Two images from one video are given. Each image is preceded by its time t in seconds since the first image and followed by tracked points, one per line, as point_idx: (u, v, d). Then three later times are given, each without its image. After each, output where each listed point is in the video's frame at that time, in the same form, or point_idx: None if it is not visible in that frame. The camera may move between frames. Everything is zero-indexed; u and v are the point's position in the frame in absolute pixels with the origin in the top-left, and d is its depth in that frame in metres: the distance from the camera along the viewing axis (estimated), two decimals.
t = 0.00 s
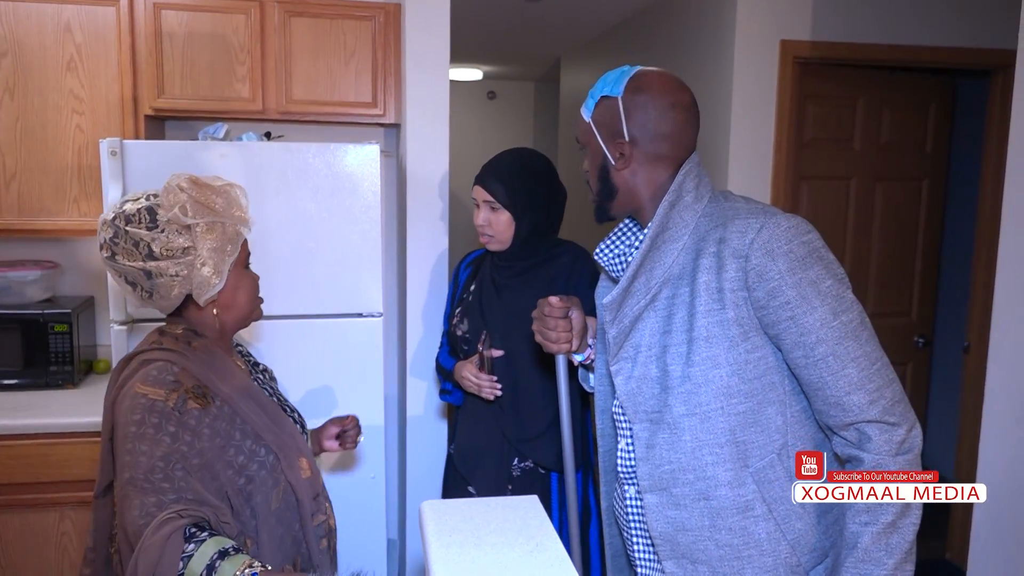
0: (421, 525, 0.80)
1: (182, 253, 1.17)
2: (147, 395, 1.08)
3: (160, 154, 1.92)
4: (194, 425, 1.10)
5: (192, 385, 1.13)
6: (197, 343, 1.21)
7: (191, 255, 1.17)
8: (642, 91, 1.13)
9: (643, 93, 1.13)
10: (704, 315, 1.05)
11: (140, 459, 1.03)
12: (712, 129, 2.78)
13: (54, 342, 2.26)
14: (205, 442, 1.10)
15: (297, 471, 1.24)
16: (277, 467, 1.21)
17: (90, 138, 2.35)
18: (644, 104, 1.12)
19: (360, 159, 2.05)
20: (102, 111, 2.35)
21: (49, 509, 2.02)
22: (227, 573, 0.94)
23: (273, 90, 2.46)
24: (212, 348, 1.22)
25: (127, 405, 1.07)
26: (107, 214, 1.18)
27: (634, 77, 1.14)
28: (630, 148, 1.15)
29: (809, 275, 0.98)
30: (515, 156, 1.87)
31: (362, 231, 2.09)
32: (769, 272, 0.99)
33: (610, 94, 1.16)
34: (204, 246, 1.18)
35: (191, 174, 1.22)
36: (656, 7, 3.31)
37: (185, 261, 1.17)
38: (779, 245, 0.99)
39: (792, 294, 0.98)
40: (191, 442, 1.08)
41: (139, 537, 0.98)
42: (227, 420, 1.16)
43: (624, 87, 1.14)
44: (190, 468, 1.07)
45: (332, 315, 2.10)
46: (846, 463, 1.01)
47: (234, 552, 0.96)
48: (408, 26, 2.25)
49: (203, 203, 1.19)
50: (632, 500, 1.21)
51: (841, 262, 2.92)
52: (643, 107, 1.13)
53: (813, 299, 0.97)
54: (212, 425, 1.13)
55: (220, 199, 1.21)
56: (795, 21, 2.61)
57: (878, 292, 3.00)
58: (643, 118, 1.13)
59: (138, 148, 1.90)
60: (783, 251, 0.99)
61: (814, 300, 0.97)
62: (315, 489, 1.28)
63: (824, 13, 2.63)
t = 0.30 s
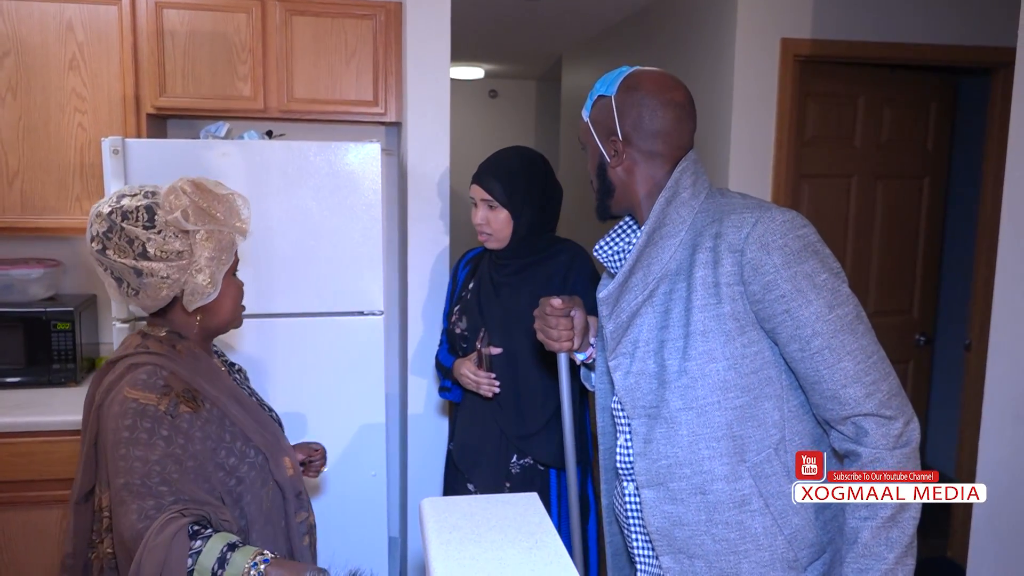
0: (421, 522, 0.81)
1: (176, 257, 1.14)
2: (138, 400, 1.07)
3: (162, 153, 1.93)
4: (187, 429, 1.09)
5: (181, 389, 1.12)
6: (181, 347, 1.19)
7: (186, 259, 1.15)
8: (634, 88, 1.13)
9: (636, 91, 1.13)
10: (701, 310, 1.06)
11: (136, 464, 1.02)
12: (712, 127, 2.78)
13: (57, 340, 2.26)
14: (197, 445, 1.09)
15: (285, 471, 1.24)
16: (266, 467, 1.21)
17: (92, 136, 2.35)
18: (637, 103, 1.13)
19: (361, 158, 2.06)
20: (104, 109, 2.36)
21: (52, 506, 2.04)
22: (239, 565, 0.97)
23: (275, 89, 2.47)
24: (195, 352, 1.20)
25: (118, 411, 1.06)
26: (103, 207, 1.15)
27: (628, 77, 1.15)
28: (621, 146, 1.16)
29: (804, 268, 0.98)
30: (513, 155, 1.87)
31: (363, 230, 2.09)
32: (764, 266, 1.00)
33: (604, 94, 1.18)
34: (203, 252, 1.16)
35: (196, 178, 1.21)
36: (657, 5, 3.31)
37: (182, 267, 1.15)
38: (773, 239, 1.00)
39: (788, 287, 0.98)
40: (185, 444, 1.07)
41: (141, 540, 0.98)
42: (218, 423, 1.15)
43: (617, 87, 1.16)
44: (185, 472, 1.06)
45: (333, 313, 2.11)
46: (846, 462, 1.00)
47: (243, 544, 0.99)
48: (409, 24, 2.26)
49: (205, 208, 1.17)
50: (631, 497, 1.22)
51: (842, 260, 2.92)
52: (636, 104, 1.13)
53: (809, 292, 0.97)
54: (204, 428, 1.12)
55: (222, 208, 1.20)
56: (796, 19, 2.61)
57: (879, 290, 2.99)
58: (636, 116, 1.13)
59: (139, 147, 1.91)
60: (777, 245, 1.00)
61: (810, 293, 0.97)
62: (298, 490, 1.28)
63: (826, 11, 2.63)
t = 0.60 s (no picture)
0: (422, 525, 0.81)
1: (168, 271, 1.13)
2: (136, 409, 1.05)
3: (164, 160, 1.94)
4: (186, 436, 1.07)
5: (176, 397, 1.10)
6: (169, 355, 1.18)
7: (177, 274, 1.14)
8: (631, 92, 1.14)
9: (633, 95, 1.14)
10: (700, 312, 1.07)
11: (139, 473, 1.00)
12: (713, 130, 2.79)
13: (61, 347, 2.27)
14: (196, 451, 1.08)
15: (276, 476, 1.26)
16: (258, 472, 1.22)
17: (95, 144, 2.37)
18: (635, 107, 1.14)
19: (363, 163, 2.07)
20: (107, 117, 2.37)
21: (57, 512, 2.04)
22: (252, 565, 0.96)
23: (277, 95, 2.48)
24: (182, 360, 1.20)
25: (114, 421, 1.04)
26: (93, 215, 1.12)
27: (626, 81, 1.16)
28: (620, 149, 1.16)
29: (801, 268, 0.99)
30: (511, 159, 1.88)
31: (365, 235, 2.10)
32: (761, 267, 1.00)
33: (602, 98, 1.18)
34: (196, 268, 1.15)
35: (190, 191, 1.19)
36: (657, 9, 3.32)
37: (173, 283, 1.14)
38: (770, 239, 1.01)
39: (785, 287, 0.99)
40: (185, 451, 1.06)
41: (150, 545, 0.96)
42: (212, 429, 1.14)
43: (614, 91, 1.16)
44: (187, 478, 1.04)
45: (335, 318, 2.12)
46: (846, 463, 1.00)
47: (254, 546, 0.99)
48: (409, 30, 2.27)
49: (197, 224, 1.16)
50: (634, 500, 1.22)
51: (844, 262, 2.92)
52: (633, 108, 1.14)
53: (806, 292, 0.98)
54: (201, 435, 1.11)
55: (216, 225, 1.19)
56: (795, 21, 2.62)
57: (882, 290, 2.99)
58: (634, 120, 1.14)
59: (141, 155, 1.92)
60: (774, 246, 1.00)
61: (807, 293, 0.98)
62: (285, 493, 1.30)
63: (826, 13, 2.63)
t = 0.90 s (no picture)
0: (427, 521, 0.82)
1: (167, 289, 1.12)
2: (138, 403, 1.06)
3: (169, 159, 1.95)
4: (188, 427, 1.09)
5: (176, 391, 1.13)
6: (165, 351, 1.19)
7: (178, 293, 1.14)
8: (636, 89, 1.15)
9: (638, 91, 1.14)
10: (702, 306, 1.07)
11: (145, 464, 1.00)
12: (716, 126, 2.79)
13: (68, 346, 2.29)
14: (198, 443, 1.09)
15: (270, 473, 1.27)
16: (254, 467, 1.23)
17: (100, 144, 2.38)
18: (639, 103, 1.14)
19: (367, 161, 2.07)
20: (112, 117, 2.38)
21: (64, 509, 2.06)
22: (256, 561, 0.92)
23: (280, 94, 2.49)
24: (178, 357, 1.21)
25: (117, 415, 1.05)
26: (82, 237, 1.09)
27: (630, 78, 1.16)
28: (624, 146, 1.17)
29: (801, 262, 0.99)
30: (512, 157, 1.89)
31: (369, 233, 2.11)
32: (762, 261, 1.01)
33: (606, 95, 1.19)
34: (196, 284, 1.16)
35: (178, 199, 1.15)
36: (659, 6, 3.32)
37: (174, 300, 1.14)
38: (770, 234, 1.01)
39: (786, 282, 0.99)
40: (188, 443, 1.07)
41: (157, 538, 0.95)
42: (210, 423, 1.16)
43: (618, 87, 1.17)
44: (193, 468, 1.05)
45: (340, 316, 2.12)
46: (848, 463, 1.00)
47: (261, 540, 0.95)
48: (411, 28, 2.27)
49: (191, 240, 1.14)
50: (638, 495, 1.22)
51: (847, 258, 2.92)
52: (638, 104, 1.14)
53: (806, 286, 0.98)
54: (201, 428, 1.13)
55: (210, 235, 1.17)
56: (798, 17, 2.62)
57: (886, 286, 2.99)
58: (639, 116, 1.14)
59: (146, 154, 1.93)
60: (774, 240, 1.01)
61: (808, 287, 0.98)
62: (278, 490, 1.31)
63: (828, 9, 2.63)
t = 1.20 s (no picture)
0: (428, 518, 0.82)
1: (174, 302, 1.12)
2: (150, 402, 1.06)
3: (171, 159, 1.97)
4: (199, 426, 1.10)
5: (186, 391, 1.13)
6: (171, 351, 1.20)
7: (186, 308, 1.14)
8: (645, 87, 1.16)
9: (647, 90, 1.16)
10: (700, 305, 1.08)
11: (156, 460, 1.01)
12: (717, 127, 2.79)
13: (70, 343, 2.29)
14: (207, 441, 1.11)
15: (268, 470, 1.28)
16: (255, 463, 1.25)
17: (103, 143, 2.39)
18: (647, 102, 1.15)
19: (368, 161, 2.08)
20: (114, 115, 2.39)
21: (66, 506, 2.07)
22: (260, 556, 0.93)
23: (282, 94, 2.50)
24: (185, 357, 1.21)
25: (128, 411, 1.05)
26: (98, 240, 1.10)
27: (638, 76, 1.17)
28: (634, 143, 1.17)
29: (798, 262, 1.00)
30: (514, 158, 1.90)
31: (370, 233, 2.11)
32: (759, 260, 1.02)
33: (616, 93, 1.19)
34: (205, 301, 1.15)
35: (201, 217, 1.16)
36: (661, 6, 3.32)
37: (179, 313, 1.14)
38: (768, 233, 1.02)
39: (783, 281, 1.00)
40: (197, 439, 1.08)
41: (163, 531, 0.97)
42: (216, 421, 1.17)
43: (628, 86, 1.17)
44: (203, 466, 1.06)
45: (341, 315, 2.13)
46: (846, 463, 1.01)
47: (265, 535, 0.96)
48: (414, 28, 2.28)
49: (207, 259, 1.13)
50: (636, 493, 1.23)
51: (847, 258, 2.92)
52: (647, 103, 1.15)
53: (803, 285, 0.99)
54: (209, 426, 1.13)
55: (228, 257, 1.17)
56: (799, 18, 2.62)
57: (886, 287, 2.99)
58: (646, 116, 1.15)
59: (148, 154, 1.94)
60: (772, 240, 1.01)
61: (805, 286, 0.99)
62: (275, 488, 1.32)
63: (829, 10, 2.64)
